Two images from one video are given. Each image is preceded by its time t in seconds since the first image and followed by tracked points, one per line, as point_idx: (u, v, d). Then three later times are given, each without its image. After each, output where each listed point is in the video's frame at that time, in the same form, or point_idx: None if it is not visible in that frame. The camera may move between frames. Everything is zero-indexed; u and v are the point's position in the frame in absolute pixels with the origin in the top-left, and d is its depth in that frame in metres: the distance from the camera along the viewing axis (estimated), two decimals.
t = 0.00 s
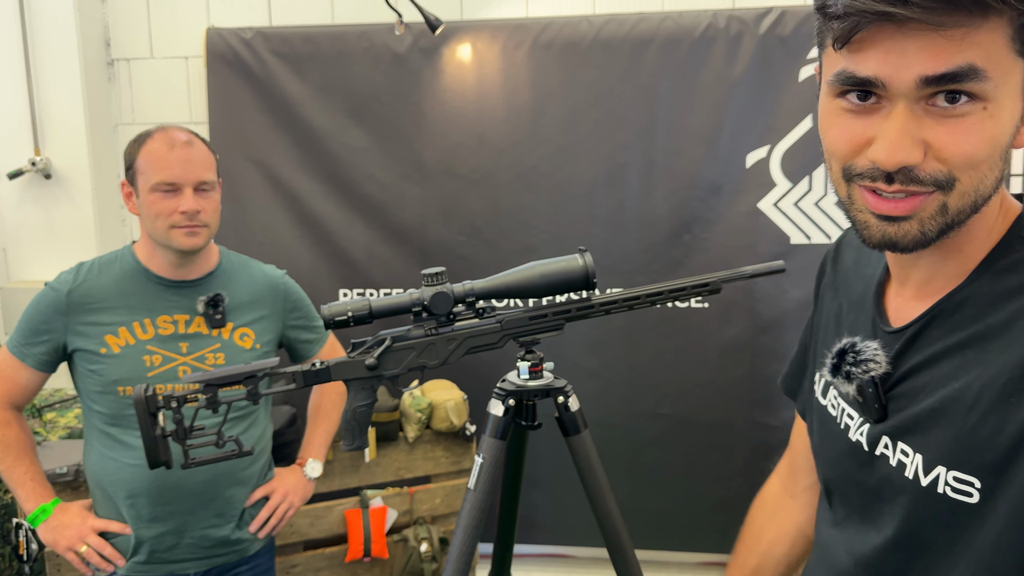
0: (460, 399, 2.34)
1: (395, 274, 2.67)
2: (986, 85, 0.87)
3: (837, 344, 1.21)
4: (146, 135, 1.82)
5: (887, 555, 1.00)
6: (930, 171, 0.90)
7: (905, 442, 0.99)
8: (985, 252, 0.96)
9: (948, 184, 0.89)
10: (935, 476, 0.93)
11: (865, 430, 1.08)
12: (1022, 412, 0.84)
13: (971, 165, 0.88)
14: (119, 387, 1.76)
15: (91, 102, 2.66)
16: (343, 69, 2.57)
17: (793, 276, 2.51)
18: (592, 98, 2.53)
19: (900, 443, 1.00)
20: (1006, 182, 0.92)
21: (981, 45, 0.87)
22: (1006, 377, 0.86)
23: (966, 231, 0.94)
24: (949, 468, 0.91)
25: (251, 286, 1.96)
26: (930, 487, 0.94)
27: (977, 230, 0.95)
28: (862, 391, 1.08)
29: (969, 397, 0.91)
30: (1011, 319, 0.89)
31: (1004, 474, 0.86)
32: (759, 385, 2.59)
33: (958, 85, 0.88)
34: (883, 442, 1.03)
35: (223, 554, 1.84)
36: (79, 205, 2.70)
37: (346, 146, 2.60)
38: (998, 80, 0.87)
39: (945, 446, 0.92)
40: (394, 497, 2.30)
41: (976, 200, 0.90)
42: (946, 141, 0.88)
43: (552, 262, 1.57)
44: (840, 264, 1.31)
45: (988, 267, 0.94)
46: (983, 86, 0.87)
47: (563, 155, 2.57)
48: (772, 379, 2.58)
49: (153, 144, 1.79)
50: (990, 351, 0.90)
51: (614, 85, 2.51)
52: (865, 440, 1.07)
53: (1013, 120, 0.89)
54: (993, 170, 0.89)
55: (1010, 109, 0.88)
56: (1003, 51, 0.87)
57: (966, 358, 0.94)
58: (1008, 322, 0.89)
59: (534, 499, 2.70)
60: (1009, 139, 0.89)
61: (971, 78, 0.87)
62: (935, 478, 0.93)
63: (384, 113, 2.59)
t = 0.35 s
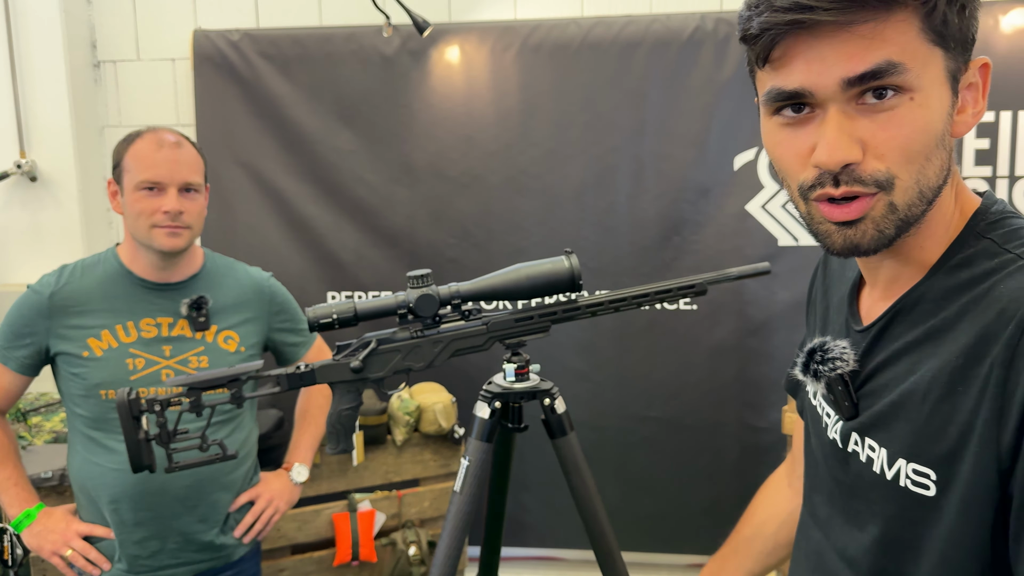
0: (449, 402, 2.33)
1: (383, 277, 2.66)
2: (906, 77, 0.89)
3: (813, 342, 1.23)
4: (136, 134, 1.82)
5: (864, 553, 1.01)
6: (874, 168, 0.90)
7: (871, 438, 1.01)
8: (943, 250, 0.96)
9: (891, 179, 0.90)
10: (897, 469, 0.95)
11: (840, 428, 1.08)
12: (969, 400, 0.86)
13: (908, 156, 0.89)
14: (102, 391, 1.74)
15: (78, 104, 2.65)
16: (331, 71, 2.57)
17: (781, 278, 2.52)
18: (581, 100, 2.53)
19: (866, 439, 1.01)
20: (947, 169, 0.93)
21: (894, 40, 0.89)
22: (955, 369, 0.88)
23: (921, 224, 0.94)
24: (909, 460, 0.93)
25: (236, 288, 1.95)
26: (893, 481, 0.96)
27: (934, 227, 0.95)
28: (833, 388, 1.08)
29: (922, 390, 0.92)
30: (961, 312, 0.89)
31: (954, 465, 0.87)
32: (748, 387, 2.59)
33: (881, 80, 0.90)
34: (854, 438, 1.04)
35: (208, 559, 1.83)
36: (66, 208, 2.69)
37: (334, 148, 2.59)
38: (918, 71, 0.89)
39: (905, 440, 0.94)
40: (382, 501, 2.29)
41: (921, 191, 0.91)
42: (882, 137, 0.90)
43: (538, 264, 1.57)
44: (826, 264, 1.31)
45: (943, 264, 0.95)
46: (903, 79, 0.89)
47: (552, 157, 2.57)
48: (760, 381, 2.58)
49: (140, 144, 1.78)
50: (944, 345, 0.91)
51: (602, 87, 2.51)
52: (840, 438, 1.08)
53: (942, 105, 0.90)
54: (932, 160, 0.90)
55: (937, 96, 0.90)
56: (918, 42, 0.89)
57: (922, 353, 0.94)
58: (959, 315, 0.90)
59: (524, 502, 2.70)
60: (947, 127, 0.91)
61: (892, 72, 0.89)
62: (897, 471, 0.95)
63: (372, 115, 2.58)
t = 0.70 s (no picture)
0: (441, 403, 2.34)
1: (375, 276, 2.65)
2: (913, 78, 0.89)
3: (805, 340, 1.23)
4: (127, 134, 1.81)
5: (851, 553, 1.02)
6: (875, 164, 0.91)
7: (868, 440, 1.00)
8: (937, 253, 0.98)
9: (892, 176, 0.90)
10: (897, 473, 0.95)
11: (832, 428, 1.09)
12: (976, 409, 0.86)
13: (912, 154, 0.89)
14: (94, 392, 1.73)
15: (67, 104, 2.63)
16: (322, 70, 2.56)
17: (772, 278, 2.52)
18: (573, 99, 2.53)
19: (863, 441, 1.01)
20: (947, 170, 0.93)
21: (904, 40, 0.88)
22: (962, 375, 0.88)
23: (917, 220, 0.95)
24: (910, 465, 0.93)
25: (228, 288, 1.94)
26: (891, 484, 0.96)
27: (927, 229, 0.96)
28: (827, 387, 1.09)
29: (926, 395, 0.92)
30: (963, 316, 0.90)
31: (958, 472, 0.87)
32: (740, 386, 2.60)
33: (888, 79, 0.90)
34: (849, 439, 1.04)
35: (202, 559, 1.83)
36: (56, 208, 2.67)
37: (326, 148, 2.59)
38: (928, 71, 0.89)
39: (906, 444, 0.94)
40: (375, 501, 2.28)
41: (921, 189, 0.91)
42: (886, 134, 0.90)
43: (529, 264, 1.56)
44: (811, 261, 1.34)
45: (941, 266, 0.95)
46: (911, 78, 0.89)
47: (544, 157, 2.57)
48: (752, 380, 2.59)
49: (131, 144, 1.77)
50: (945, 349, 0.92)
51: (594, 86, 2.51)
52: (832, 437, 1.08)
53: (949, 106, 0.90)
54: (935, 158, 0.91)
55: (944, 97, 0.90)
56: (931, 42, 0.88)
57: (922, 356, 0.95)
58: (961, 319, 0.90)
59: (516, 502, 2.69)
60: (952, 129, 0.91)
61: (901, 71, 0.89)
62: (897, 475, 0.95)
63: (363, 115, 2.58)
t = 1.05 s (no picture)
0: (439, 400, 2.34)
1: (372, 274, 2.65)
2: (780, 97, 0.97)
3: (823, 341, 1.16)
4: (124, 133, 1.80)
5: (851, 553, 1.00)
6: (773, 172, 1.02)
7: (888, 445, 0.96)
8: (959, 258, 0.91)
9: (784, 183, 1.01)
10: (919, 481, 0.90)
11: (851, 430, 1.03)
12: (1002, 417, 0.81)
13: (792, 166, 0.98)
14: (92, 392, 1.73)
15: (63, 101, 2.62)
16: (317, 67, 2.55)
17: (769, 274, 2.52)
18: (569, 96, 2.52)
19: (883, 446, 0.96)
20: (871, 178, 0.93)
21: (767, 64, 0.98)
22: (988, 383, 0.83)
23: (864, 222, 0.97)
24: (932, 472, 0.88)
25: (224, 286, 1.94)
26: (914, 491, 0.91)
27: (932, 232, 0.92)
28: (847, 389, 1.04)
29: (951, 402, 0.87)
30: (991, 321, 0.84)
31: (984, 482, 0.82)
32: (737, 383, 2.60)
33: (762, 100, 1.00)
34: (868, 443, 0.99)
35: (202, 557, 1.83)
36: (51, 207, 2.66)
37: (322, 146, 2.58)
38: (792, 89, 0.96)
39: (928, 451, 0.89)
40: (372, 499, 2.29)
41: (815, 197, 0.97)
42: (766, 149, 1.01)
43: (526, 261, 1.56)
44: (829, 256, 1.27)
45: (966, 269, 0.89)
46: (778, 97, 0.98)
47: (541, 154, 2.56)
48: (749, 377, 2.59)
49: (128, 142, 1.77)
50: (972, 355, 0.86)
51: (591, 83, 2.51)
52: (851, 440, 1.03)
53: (829, 118, 0.93)
54: (828, 168, 0.95)
55: (823, 110, 0.93)
56: (792, 64, 0.95)
57: (947, 362, 0.89)
58: (989, 324, 0.85)
59: (513, 499, 2.69)
60: (838, 139, 0.93)
61: (766, 93, 0.99)
62: (919, 482, 0.90)
63: (360, 112, 2.57)
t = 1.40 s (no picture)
0: (439, 398, 2.34)
1: (372, 272, 2.65)
2: (755, 104, 1.04)
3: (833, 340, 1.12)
4: (121, 130, 1.80)
5: (845, 551, 1.00)
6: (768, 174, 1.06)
7: (879, 446, 0.94)
8: (961, 260, 0.85)
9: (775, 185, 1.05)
10: (901, 482, 0.88)
11: (854, 429, 1.01)
12: (977, 422, 0.78)
13: (774, 168, 1.02)
14: (92, 390, 1.73)
15: (64, 99, 2.63)
16: (317, 64, 2.55)
17: (769, 272, 2.52)
18: (569, 94, 2.52)
19: (875, 447, 0.94)
20: (842, 179, 0.93)
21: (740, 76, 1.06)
22: (967, 386, 0.80)
23: (861, 223, 0.96)
24: (913, 475, 0.87)
25: (224, 284, 1.95)
26: (897, 493, 0.89)
27: (929, 233, 0.88)
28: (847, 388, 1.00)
29: (932, 405, 0.85)
30: (980, 324, 0.81)
31: (958, 486, 0.80)
32: (737, 380, 2.60)
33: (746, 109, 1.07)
34: (865, 443, 0.97)
35: (202, 555, 1.83)
36: (52, 205, 2.67)
37: (322, 143, 2.58)
38: (760, 97, 1.02)
39: (910, 454, 0.87)
40: (374, 497, 2.29)
41: (799, 198, 1.00)
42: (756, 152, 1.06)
43: (527, 258, 1.56)
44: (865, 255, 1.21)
45: (964, 272, 0.84)
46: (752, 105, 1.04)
47: (541, 151, 2.56)
48: (750, 374, 2.59)
49: (126, 140, 1.77)
50: (958, 358, 0.83)
51: (591, 80, 2.51)
52: (854, 439, 1.01)
53: (791, 122, 0.97)
54: (801, 170, 0.98)
55: (784, 116, 0.98)
56: (755, 73, 1.02)
57: (937, 365, 0.86)
58: (977, 327, 0.81)
59: (514, 496, 2.70)
60: (802, 142, 0.97)
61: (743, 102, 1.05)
62: (901, 484, 0.88)
63: (360, 110, 2.57)
